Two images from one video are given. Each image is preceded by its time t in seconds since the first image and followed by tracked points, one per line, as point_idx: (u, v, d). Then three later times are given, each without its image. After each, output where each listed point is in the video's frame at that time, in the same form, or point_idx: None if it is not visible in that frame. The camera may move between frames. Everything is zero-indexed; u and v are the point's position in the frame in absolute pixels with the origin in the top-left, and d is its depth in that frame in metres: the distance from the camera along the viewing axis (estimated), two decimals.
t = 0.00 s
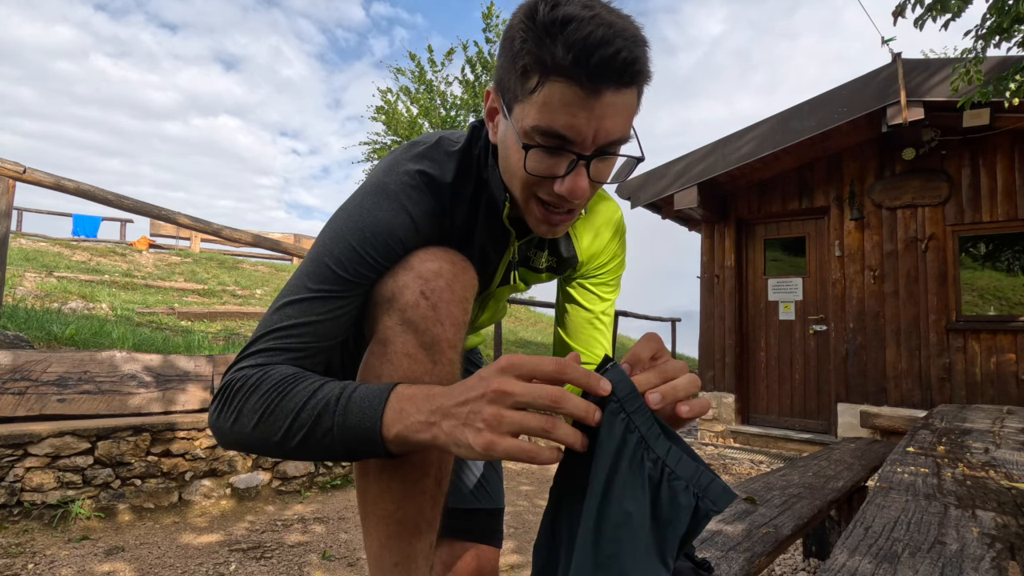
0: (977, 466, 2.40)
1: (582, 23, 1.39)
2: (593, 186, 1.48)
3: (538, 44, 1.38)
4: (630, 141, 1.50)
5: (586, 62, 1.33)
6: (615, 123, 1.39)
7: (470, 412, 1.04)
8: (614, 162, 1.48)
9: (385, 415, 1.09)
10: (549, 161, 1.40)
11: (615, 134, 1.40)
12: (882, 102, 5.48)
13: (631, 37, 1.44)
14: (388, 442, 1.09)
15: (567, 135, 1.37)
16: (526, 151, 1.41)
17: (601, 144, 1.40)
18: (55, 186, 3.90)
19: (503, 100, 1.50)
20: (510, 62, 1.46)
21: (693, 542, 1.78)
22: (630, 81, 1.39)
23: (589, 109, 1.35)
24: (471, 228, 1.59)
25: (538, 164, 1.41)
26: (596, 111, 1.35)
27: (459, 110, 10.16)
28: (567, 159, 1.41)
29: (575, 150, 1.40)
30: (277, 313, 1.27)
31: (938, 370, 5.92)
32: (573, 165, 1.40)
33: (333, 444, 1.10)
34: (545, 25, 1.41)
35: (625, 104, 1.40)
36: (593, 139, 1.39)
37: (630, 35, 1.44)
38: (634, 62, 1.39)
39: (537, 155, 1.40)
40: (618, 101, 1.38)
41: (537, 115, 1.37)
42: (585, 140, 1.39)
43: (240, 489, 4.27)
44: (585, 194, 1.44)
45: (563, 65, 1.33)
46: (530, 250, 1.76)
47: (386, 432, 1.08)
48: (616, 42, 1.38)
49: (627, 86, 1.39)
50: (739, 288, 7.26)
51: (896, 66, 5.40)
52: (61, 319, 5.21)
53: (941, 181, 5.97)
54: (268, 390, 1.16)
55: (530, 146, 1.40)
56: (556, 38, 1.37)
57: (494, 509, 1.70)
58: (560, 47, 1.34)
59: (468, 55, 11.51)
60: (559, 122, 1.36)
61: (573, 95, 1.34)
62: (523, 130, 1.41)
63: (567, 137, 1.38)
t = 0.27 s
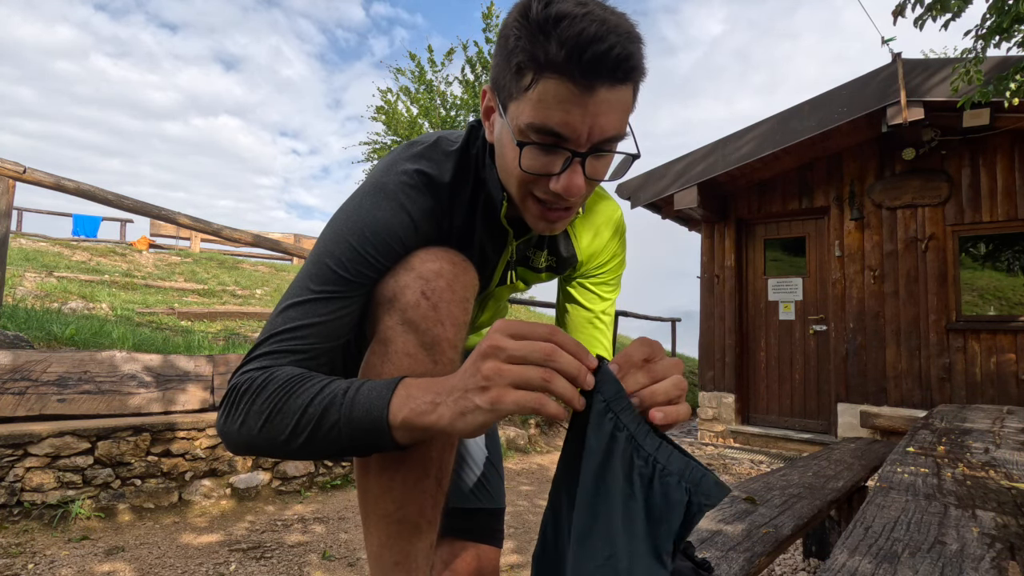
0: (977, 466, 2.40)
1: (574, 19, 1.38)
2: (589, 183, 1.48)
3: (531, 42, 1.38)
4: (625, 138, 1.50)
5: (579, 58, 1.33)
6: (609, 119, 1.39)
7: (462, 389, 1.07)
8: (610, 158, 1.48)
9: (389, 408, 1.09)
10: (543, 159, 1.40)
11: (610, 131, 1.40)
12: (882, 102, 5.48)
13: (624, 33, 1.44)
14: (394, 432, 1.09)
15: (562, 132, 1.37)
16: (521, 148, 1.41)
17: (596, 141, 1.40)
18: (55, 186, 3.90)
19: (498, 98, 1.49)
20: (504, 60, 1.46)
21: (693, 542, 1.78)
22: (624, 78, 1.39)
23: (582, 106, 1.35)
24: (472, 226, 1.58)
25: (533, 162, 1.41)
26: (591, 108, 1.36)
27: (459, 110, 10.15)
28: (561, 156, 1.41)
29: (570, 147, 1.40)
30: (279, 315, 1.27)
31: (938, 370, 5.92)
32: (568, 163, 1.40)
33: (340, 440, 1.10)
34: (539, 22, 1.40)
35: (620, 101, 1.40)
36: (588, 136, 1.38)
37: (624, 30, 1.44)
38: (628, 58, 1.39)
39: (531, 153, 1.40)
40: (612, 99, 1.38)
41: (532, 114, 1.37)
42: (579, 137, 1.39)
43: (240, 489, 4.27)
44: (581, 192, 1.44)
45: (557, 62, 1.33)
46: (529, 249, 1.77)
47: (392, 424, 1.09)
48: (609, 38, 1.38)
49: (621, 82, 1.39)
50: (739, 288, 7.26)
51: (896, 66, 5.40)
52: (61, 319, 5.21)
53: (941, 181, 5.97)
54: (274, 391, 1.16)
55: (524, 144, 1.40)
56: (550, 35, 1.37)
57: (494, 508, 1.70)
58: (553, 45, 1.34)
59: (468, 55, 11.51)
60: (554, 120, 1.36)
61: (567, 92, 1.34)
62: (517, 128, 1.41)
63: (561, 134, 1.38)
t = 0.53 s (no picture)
0: (977, 466, 2.40)
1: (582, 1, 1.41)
2: (585, 167, 1.45)
3: (537, 19, 1.41)
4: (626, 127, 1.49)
5: (581, 35, 1.34)
6: (609, 99, 1.39)
7: (463, 379, 1.07)
8: (608, 147, 1.47)
9: (386, 409, 1.08)
10: (540, 136, 1.40)
11: (610, 112, 1.40)
12: (882, 102, 5.48)
13: (631, 20, 1.46)
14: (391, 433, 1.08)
15: (561, 106, 1.37)
16: (520, 123, 1.41)
17: (595, 121, 1.40)
18: (55, 186, 3.90)
19: (503, 81, 1.52)
20: (513, 43, 1.49)
21: (693, 543, 1.78)
22: (626, 62, 1.40)
23: (583, 81, 1.36)
24: (472, 226, 1.58)
25: (530, 137, 1.40)
26: (590, 85, 1.36)
27: (459, 110, 10.15)
28: (559, 133, 1.40)
29: (568, 124, 1.40)
30: (279, 315, 1.27)
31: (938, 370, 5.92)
32: (565, 140, 1.40)
33: (336, 440, 1.10)
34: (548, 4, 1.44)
35: (620, 85, 1.40)
36: (586, 114, 1.38)
37: (630, 17, 1.46)
38: (632, 44, 1.40)
39: (529, 128, 1.41)
40: (613, 80, 1.38)
41: (532, 86, 1.38)
42: (578, 115, 1.39)
43: (240, 489, 4.26)
44: (575, 173, 1.42)
45: (561, 36, 1.35)
46: (528, 250, 1.77)
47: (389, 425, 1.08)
48: (614, 19, 1.40)
49: (623, 64, 1.39)
50: (739, 288, 7.26)
51: (896, 66, 5.40)
52: (61, 319, 5.21)
53: (941, 181, 5.98)
54: (271, 391, 1.16)
55: (524, 118, 1.41)
56: (558, 15, 1.39)
57: (493, 508, 1.70)
58: (560, 21, 1.37)
59: (468, 55, 11.52)
60: (553, 92, 1.37)
61: (569, 66, 1.35)
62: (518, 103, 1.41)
63: (560, 110, 1.38)
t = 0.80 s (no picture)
0: (977, 466, 2.40)
1: None
2: (584, 144, 1.45)
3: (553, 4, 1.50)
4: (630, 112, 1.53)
5: (593, 13, 1.43)
6: (614, 75, 1.44)
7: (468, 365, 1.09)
8: (609, 130, 1.49)
9: (385, 405, 1.08)
10: (545, 105, 1.43)
11: (614, 88, 1.44)
12: (881, 102, 5.48)
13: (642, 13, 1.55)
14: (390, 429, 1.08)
15: (568, 75, 1.43)
16: (526, 93, 1.45)
17: (600, 94, 1.44)
18: (55, 186, 3.90)
19: (513, 66, 1.58)
20: (526, 32, 1.57)
21: (693, 542, 1.78)
22: (632, 46, 1.47)
23: (591, 54, 1.42)
24: (470, 224, 1.59)
25: (535, 107, 1.43)
26: (597, 58, 1.42)
27: (459, 110, 10.15)
28: (564, 104, 1.43)
29: (573, 94, 1.43)
30: (278, 312, 1.27)
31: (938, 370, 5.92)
32: (568, 109, 1.42)
33: (333, 436, 1.09)
34: None
35: (625, 65, 1.46)
36: (592, 86, 1.43)
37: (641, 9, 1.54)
38: (640, 31, 1.48)
39: (534, 98, 1.44)
40: (619, 59, 1.45)
41: (542, 56, 1.45)
42: (583, 86, 1.43)
43: (240, 489, 4.26)
44: (575, 145, 1.42)
45: (572, 13, 1.44)
46: (527, 248, 1.78)
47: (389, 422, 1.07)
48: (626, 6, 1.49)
49: (629, 46, 1.47)
50: (739, 288, 7.26)
51: (896, 65, 5.41)
52: (61, 319, 5.21)
53: (941, 181, 5.98)
54: (269, 389, 1.15)
55: (531, 88, 1.45)
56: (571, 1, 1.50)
57: (492, 507, 1.69)
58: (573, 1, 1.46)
59: (468, 55, 11.53)
60: (561, 62, 1.43)
61: (578, 38, 1.42)
62: (525, 75, 1.46)
63: (566, 80, 1.43)
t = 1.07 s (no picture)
0: (977, 466, 2.40)
1: None
2: (586, 144, 1.46)
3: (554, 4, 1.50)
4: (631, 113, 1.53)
5: (594, 13, 1.43)
6: (616, 76, 1.44)
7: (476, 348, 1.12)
8: (610, 129, 1.49)
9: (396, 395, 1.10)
10: (546, 106, 1.43)
11: (615, 88, 1.45)
12: (882, 101, 5.48)
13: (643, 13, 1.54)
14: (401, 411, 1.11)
15: (570, 76, 1.42)
16: (528, 92, 1.45)
17: (601, 95, 1.45)
18: (55, 186, 3.90)
19: (514, 66, 1.58)
20: (526, 32, 1.57)
21: (693, 542, 1.79)
22: (633, 46, 1.47)
23: (593, 55, 1.42)
24: (471, 223, 1.59)
25: (537, 107, 1.43)
26: (599, 58, 1.42)
27: (459, 110, 10.14)
28: (565, 104, 1.43)
29: (575, 94, 1.43)
30: (279, 314, 1.27)
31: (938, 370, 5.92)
32: (570, 110, 1.42)
33: (345, 427, 1.11)
34: None
35: (627, 65, 1.46)
36: (593, 86, 1.43)
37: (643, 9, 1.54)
38: (641, 31, 1.48)
39: (535, 98, 1.44)
40: (621, 59, 1.45)
41: (544, 56, 1.45)
42: (585, 87, 1.43)
43: (240, 489, 4.26)
44: (578, 145, 1.42)
45: (574, 12, 1.43)
46: (525, 248, 1.79)
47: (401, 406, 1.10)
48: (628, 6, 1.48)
49: (631, 46, 1.47)
50: (739, 288, 7.26)
51: (896, 65, 5.41)
52: (62, 319, 5.21)
53: (941, 181, 5.98)
54: (275, 388, 1.15)
55: (532, 87, 1.45)
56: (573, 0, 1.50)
57: (493, 508, 1.69)
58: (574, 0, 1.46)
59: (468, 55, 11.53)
60: (563, 63, 1.43)
61: (580, 39, 1.42)
62: (527, 74, 1.46)
63: (568, 80, 1.43)
